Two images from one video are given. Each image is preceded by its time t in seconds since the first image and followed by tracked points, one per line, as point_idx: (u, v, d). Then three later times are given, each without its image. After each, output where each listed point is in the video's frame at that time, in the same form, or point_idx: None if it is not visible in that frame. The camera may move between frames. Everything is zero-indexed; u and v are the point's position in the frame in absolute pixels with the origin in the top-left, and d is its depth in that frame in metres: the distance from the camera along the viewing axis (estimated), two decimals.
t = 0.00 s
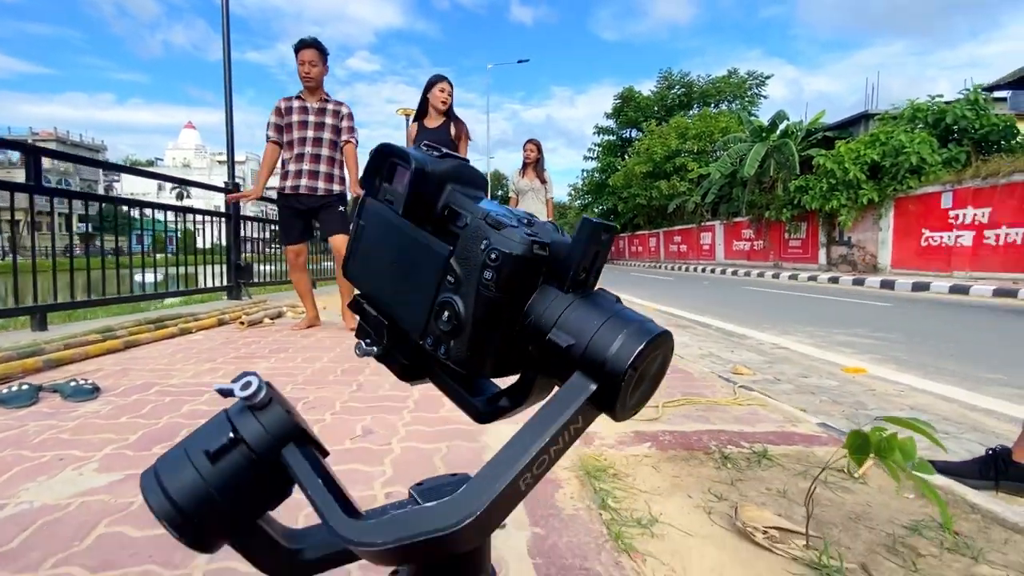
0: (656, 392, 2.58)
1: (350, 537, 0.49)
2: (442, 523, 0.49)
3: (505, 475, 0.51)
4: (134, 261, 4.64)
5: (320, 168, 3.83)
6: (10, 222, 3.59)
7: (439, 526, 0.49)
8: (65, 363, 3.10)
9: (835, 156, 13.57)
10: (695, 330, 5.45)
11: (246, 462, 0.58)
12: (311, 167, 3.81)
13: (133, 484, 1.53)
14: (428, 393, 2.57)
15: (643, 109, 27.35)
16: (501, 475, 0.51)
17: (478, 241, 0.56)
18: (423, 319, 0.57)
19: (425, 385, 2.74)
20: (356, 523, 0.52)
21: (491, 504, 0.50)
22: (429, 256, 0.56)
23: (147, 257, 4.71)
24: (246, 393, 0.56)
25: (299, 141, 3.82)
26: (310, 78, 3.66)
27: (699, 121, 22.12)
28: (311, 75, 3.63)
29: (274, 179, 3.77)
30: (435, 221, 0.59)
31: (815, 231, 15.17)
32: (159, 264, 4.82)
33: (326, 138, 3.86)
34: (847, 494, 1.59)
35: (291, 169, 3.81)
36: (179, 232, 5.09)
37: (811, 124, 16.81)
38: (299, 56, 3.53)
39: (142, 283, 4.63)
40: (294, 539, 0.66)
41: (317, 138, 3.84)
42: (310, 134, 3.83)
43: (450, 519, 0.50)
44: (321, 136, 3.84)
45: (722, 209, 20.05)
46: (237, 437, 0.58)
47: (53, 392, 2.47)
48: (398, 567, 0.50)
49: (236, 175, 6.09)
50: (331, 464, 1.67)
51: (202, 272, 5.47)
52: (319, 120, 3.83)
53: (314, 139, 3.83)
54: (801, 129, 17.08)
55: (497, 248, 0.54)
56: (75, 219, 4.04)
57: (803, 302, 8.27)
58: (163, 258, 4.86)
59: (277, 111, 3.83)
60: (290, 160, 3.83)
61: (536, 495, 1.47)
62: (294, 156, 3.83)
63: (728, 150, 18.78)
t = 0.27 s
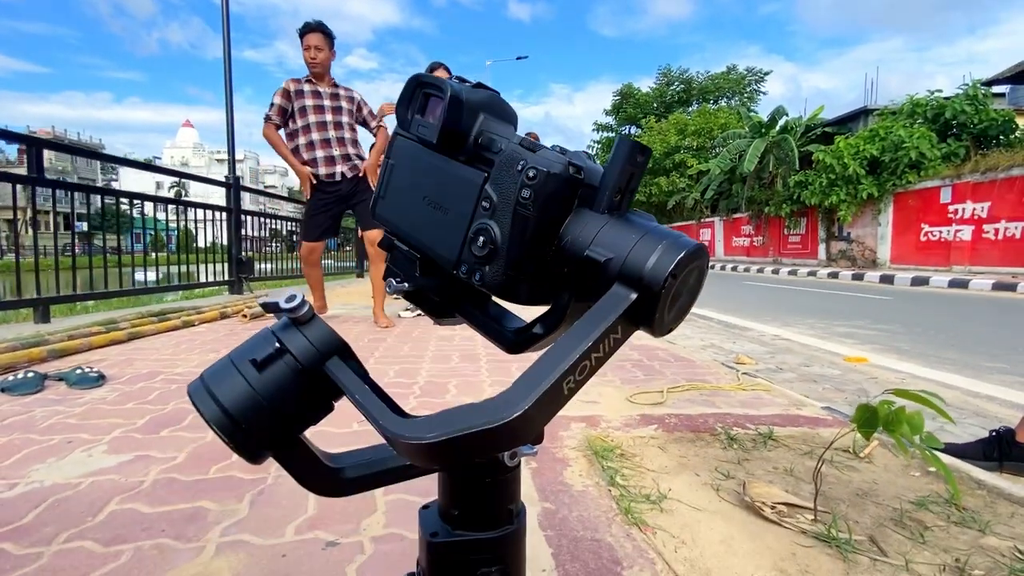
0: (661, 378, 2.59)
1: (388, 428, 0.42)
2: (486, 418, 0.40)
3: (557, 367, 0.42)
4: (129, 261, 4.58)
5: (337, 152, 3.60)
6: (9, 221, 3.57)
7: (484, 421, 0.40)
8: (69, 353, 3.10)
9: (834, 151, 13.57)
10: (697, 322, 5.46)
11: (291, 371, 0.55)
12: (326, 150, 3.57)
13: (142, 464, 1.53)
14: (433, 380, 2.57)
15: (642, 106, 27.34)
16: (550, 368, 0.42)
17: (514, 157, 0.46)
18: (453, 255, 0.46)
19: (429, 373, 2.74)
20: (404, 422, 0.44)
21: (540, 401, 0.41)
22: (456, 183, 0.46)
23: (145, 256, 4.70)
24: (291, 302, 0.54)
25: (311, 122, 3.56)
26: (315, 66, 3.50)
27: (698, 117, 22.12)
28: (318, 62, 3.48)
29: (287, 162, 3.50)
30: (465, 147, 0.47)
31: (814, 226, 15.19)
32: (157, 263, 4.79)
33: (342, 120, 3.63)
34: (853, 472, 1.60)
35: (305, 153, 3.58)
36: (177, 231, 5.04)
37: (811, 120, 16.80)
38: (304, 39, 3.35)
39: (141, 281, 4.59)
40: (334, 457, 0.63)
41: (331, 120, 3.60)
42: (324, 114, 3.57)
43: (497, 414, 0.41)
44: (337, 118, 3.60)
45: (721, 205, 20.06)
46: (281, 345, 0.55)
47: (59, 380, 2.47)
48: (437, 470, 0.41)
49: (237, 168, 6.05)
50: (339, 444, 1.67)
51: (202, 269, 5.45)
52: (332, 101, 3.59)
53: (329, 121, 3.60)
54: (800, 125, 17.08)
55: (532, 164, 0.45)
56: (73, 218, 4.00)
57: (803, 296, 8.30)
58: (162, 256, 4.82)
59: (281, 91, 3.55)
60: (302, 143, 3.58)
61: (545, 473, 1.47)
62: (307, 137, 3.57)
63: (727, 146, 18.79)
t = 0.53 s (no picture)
0: (665, 377, 2.58)
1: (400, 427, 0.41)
2: (497, 420, 0.39)
3: (567, 369, 0.41)
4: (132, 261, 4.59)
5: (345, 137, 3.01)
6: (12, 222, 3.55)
7: (495, 423, 0.39)
8: (74, 353, 3.10)
9: (838, 148, 13.51)
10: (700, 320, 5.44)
11: (302, 372, 0.53)
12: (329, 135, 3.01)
13: (148, 463, 1.54)
14: (437, 379, 2.57)
15: (644, 103, 27.27)
16: (560, 370, 0.41)
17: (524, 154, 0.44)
18: (463, 258, 0.43)
19: (433, 372, 2.74)
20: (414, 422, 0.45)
21: (552, 403, 0.40)
22: (465, 181, 0.44)
23: (148, 256, 4.70)
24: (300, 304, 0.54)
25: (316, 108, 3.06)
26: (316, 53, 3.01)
27: (701, 114, 22.06)
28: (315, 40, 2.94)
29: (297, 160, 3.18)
30: (474, 144, 0.44)
31: (818, 223, 15.14)
32: (160, 262, 4.80)
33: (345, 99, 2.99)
34: (860, 471, 1.60)
35: (312, 143, 3.06)
36: (179, 231, 5.02)
37: (814, 117, 16.74)
38: (299, 24, 2.89)
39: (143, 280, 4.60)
40: (345, 459, 0.62)
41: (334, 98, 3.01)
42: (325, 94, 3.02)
43: (509, 417, 0.40)
44: (325, 79, 2.86)
45: (724, 203, 20.01)
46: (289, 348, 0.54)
47: (64, 380, 2.48)
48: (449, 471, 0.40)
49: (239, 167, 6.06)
50: (344, 443, 1.68)
51: (204, 268, 5.45)
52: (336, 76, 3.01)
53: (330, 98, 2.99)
54: (803, 122, 17.01)
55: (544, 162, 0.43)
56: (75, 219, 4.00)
57: (807, 294, 8.27)
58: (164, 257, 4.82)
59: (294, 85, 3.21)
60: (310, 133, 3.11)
61: (550, 472, 1.47)
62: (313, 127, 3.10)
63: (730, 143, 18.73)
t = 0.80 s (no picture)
0: (673, 374, 2.58)
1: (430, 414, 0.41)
2: (527, 409, 0.39)
3: (597, 359, 0.40)
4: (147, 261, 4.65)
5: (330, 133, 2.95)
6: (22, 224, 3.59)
7: (524, 413, 0.38)
8: (86, 352, 3.14)
9: (844, 145, 13.41)
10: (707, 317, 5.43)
11: (337, 365, 0.53)
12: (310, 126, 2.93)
13: (163, 460, 1.56)
14: (445, 377, 2.58)
15: (649, 101, 27.18)
16: (589, 360, 0.40)
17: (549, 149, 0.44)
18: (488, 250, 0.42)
19: (441, 369, 2.75)
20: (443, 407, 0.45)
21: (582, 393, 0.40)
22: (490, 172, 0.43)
23: (156, 257, 4.72)
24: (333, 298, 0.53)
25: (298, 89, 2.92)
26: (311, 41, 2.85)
27: (706, 111, 21.97)
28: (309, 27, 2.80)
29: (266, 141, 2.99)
30: (497, 141, 0.44)
31: (824, 220, 15.04)
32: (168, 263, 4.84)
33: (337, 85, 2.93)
34: (870, 466, 1.60)
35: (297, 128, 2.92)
36: (185, 231, 5.05)
37: (820, 113, 16.63)
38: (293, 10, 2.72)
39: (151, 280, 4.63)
40: (376, 449, 0.60)
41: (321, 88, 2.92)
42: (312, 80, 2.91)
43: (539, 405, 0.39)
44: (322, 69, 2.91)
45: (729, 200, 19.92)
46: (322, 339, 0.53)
47: (77, 379, 2.50)
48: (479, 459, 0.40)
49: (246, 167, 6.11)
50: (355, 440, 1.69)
51: (212, 268, 5.47)
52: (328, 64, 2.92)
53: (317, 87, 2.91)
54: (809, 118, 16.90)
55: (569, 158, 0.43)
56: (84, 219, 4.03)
57: (813, 291, 8.23)
58: (175, 255, 4.89)
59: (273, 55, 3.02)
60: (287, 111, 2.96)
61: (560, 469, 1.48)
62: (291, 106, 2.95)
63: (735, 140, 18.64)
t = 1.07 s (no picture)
0: (686, 371, 2.57)
1: (480, 393, 0.40)
2: (579, 389, 0.38)
3: (649, 341, 0.39)
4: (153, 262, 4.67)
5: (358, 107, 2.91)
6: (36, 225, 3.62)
7: (577, 392, 0.38)
8: (103, 351, 3.18)
9: (855, 140, 13.27)
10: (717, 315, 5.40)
11: (384, 349, 0.52)
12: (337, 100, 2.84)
13: (184, 455, 1.58)
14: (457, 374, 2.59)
15: (656, 98, 27.06)
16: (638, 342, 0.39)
17: (590, 132, 0.40)
18: (524, 240, 0.41)
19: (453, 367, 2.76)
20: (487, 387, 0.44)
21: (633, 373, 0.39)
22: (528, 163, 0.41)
23: (166, 258, 4.75)
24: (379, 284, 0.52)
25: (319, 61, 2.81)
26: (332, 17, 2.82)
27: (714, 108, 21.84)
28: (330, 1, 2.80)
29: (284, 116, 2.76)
30: (537, 130, 0.41)
31: (835, 217, 14.92)
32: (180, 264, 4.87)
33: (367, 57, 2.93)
34: (889, 463, 1.58)
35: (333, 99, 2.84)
36: (196, 231, 5.09)
37: (830, 109, 16.47)
38: None
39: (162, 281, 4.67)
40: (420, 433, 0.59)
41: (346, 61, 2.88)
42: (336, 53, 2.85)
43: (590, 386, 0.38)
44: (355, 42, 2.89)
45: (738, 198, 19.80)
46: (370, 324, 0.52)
47: (95, 377, 2.54)
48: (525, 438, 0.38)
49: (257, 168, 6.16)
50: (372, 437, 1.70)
51: (223, 269, 5.50)
52: (349, 39, 2.91)
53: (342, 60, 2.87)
54: (819, 114, 16.75)
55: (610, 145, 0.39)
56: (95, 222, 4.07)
57: (824, 288, 8.16)
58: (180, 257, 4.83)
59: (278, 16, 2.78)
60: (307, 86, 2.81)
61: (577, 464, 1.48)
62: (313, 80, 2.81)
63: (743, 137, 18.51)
